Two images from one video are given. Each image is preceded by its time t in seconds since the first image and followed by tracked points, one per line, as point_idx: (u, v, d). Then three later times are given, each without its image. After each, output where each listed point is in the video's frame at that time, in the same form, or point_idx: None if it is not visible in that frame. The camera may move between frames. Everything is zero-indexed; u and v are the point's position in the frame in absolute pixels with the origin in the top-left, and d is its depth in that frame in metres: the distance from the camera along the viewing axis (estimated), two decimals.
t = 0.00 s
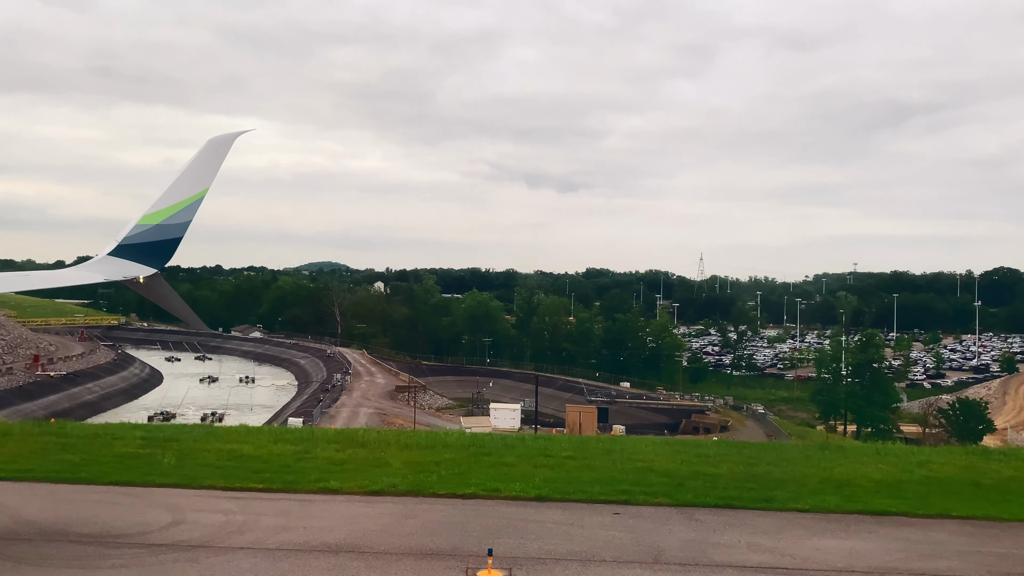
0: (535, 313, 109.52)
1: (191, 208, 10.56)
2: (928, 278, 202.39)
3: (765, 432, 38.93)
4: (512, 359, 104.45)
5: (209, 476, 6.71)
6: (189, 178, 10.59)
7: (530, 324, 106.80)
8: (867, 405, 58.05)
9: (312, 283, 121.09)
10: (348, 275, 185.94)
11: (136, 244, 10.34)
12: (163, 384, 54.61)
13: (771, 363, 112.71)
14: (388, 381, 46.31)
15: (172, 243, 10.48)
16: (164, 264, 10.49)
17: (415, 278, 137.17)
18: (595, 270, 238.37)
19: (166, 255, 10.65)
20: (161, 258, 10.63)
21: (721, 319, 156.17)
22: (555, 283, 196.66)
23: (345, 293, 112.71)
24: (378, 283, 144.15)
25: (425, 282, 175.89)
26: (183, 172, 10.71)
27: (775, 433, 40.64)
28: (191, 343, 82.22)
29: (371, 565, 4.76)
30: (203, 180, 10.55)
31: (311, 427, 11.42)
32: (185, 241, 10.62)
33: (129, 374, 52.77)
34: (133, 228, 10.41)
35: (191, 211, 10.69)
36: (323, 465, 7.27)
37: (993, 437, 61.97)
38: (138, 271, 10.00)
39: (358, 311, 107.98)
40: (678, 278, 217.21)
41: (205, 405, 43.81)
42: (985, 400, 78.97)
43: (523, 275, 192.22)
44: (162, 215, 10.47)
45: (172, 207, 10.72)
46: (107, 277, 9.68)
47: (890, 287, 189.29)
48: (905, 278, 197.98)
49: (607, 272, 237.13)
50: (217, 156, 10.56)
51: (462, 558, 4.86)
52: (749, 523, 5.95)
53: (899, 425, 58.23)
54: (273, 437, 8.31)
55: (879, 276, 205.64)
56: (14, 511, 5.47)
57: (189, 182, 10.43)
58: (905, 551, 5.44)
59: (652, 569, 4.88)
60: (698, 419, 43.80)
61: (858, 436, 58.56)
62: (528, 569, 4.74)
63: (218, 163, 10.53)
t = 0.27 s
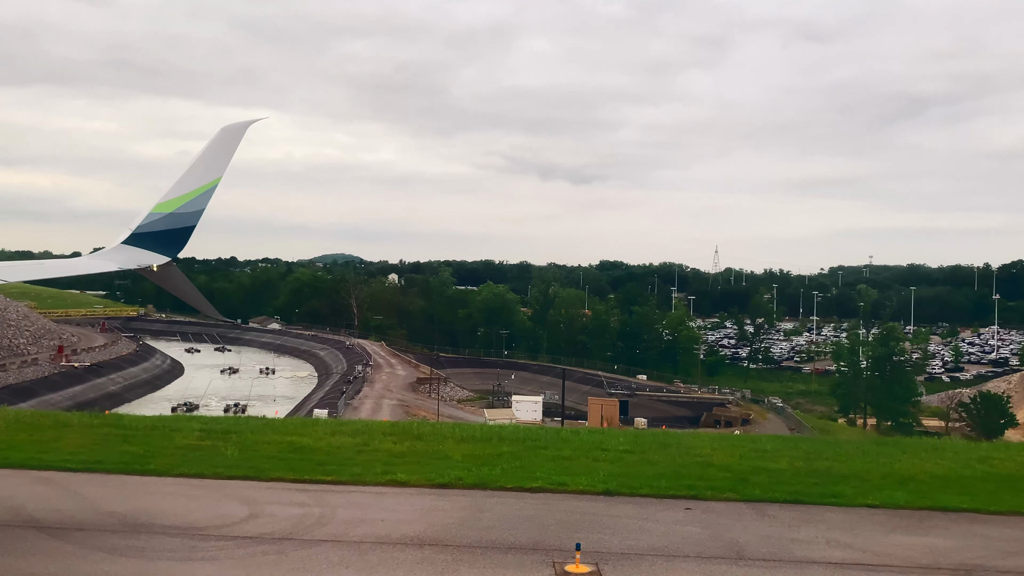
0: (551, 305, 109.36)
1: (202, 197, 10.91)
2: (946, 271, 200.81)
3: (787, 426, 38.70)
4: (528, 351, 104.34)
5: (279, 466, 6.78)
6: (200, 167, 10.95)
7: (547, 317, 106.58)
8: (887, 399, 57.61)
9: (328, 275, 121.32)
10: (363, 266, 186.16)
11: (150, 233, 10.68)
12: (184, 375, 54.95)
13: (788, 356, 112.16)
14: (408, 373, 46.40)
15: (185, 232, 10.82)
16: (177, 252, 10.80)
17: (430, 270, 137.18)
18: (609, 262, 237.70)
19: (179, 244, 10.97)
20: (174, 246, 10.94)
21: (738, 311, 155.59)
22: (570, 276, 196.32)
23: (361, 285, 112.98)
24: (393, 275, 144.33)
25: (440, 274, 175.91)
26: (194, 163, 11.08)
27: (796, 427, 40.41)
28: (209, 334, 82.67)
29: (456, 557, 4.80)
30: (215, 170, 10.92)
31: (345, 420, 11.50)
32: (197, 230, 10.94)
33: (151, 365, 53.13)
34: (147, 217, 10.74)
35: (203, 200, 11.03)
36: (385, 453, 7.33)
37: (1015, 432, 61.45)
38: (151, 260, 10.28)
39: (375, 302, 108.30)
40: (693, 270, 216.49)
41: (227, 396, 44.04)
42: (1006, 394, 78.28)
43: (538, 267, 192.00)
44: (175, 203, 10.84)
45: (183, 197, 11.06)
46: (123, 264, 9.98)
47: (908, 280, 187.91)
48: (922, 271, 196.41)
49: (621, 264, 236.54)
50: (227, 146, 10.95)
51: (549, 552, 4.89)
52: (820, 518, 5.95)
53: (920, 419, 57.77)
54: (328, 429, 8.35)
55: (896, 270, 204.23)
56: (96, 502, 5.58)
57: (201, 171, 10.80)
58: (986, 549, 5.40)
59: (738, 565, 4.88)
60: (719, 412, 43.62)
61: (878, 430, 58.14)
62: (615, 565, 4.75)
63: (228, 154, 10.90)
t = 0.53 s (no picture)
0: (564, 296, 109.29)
1: (212, 190, 11.11)
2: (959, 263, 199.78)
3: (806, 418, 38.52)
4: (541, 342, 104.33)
5: (343, 457, 6.87)
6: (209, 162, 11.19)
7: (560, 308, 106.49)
8: (904, 391, 57.32)
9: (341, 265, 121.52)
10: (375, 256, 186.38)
11: (159, 225, 10.81)
12: (201, 365, 55.23)
13: (801, 347, 111.85)
14: (426, 363, 46.49)
15: (194, 224, 10.96)
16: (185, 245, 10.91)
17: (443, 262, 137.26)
18: (619, 252, 237.28)
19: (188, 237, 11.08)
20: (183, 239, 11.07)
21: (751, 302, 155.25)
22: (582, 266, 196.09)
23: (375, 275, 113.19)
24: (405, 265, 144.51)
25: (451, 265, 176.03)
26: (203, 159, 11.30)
27: (815, 419, 40.27)
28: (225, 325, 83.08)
29: (536, 550, 4.87)
30: (225, 164, 11.18)
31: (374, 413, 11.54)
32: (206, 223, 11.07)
33: (169, 354, 53.39)
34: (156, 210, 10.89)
35: (211, 195, 11.22)
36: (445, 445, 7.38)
37: None
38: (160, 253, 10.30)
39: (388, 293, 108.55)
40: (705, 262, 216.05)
41: (246, 386, 44.24)
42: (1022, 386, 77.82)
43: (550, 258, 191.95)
44: (184, 196, 11.01)
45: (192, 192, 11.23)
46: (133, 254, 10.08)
47: (921, 272, 186.98)
48: (936, 263, 195.38)
49: (632, 256, 236.19)
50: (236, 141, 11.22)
51: (629, 546, 4.94)
52: (889, 513, 5.92)
53: (937, 411, 57.48)
54: (378, 422, 8.37)
55: (909, 261, 203.28)
56: (171, 496, 5.67)
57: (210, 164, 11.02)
58: None
59: (818, 559, 4.92)
60: (738, 404, 43.51)
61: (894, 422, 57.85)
62: (697, 559, 4.80)
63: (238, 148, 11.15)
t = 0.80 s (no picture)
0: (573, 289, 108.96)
1: (217, 178, 10.83)
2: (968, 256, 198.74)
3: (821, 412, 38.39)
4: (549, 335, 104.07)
5: (410, 453, 7.14)
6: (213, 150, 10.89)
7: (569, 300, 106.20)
8: (917, 384, 57.09)
9: (349, 258, 121.36)
10: (383, 249, 186.20)
11: (163, 215, 10.63)
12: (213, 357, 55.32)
13: (810, 340, 111.38)
14: (438, 356, 46.57)
15: (199, 214, 10.74)
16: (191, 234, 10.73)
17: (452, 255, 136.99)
18: (626, 245, 236.66)
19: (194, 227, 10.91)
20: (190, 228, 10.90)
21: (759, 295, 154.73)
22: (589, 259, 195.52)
23: (383, 266, 113.04)
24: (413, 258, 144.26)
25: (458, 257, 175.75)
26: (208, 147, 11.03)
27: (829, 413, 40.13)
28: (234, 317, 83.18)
29: (622, 547, 5.20)
30: (229, 152, 10.87)
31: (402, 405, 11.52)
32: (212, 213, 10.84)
33: (181, 347, 53.50)
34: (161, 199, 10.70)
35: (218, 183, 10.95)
36: (503, 439, 7.61)
37: None
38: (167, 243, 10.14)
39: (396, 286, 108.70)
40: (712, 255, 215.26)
41: (260, 378, 44.34)
42: None
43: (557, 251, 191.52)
44: (189, 185, 10.76)
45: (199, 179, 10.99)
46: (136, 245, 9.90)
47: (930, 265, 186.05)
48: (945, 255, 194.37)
49: (640, 249, 235.52)
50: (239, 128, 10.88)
51: (705, 543, 5.28)
52: (948, 507, 6.12)
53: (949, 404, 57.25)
54: (427, 415, 8.49)
55: (918, 254, 202.31)
56: (265, 500, 6.04)
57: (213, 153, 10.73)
58: None
59: (893, 554, 5.23)
60: (751, 398, 43.39)
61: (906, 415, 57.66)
62: (775, 556, 5.16)
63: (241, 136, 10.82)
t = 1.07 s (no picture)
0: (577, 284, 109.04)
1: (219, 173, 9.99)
2: (971, 252, 198.53)
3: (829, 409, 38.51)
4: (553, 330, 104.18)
5: (468, 453, 7.43)
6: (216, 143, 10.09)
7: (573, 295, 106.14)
8: (922, 379, 57.27)
9: (352, 254, 121.42)
10: (385, 244, 186.14)
11: (160, 209, 9.73)
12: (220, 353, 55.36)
13: (814, 336, 111.40)
14: (446, 351, 46.74)
15: (199, 209, 9.85)
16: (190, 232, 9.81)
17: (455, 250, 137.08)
18: (627, 242, 236.48)
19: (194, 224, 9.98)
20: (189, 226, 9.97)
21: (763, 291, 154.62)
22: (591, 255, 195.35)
23: (386, 262, 113.01)
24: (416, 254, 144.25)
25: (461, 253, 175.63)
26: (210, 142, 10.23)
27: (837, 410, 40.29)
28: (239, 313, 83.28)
29: (699, 548, 5.58)
30: (232, 146, 10.05)
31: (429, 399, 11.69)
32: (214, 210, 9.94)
33: (188, 343, 53.58)
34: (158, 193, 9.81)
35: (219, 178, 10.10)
36: (549, 436, 7.88)
37: None
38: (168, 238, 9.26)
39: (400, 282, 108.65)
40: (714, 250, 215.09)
41: (269, 374, 44.45)
42: None
43: (559, 247, 191.36)
44: (191, 179, 9.90)
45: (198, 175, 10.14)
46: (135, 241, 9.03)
47: (933, 261, 185.97)
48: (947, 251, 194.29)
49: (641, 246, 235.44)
50: (245, 122, 10.11)
51: (775, 543, 5.66)
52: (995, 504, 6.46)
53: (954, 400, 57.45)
54: (468, 413, 8.75)
55: (920, 250, 202.17)
56: (335, 500, 6.33)
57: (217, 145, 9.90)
58: None
59: (958, 553, 5.59)
60: (759, 394, 43.53)
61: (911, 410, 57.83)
62: (843, 554, 5.55)
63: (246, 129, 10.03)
